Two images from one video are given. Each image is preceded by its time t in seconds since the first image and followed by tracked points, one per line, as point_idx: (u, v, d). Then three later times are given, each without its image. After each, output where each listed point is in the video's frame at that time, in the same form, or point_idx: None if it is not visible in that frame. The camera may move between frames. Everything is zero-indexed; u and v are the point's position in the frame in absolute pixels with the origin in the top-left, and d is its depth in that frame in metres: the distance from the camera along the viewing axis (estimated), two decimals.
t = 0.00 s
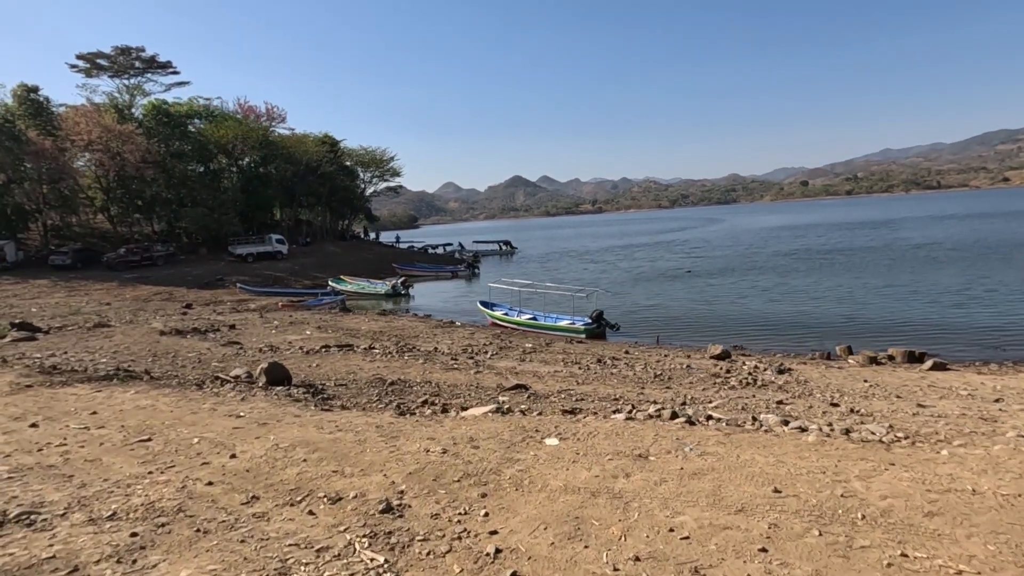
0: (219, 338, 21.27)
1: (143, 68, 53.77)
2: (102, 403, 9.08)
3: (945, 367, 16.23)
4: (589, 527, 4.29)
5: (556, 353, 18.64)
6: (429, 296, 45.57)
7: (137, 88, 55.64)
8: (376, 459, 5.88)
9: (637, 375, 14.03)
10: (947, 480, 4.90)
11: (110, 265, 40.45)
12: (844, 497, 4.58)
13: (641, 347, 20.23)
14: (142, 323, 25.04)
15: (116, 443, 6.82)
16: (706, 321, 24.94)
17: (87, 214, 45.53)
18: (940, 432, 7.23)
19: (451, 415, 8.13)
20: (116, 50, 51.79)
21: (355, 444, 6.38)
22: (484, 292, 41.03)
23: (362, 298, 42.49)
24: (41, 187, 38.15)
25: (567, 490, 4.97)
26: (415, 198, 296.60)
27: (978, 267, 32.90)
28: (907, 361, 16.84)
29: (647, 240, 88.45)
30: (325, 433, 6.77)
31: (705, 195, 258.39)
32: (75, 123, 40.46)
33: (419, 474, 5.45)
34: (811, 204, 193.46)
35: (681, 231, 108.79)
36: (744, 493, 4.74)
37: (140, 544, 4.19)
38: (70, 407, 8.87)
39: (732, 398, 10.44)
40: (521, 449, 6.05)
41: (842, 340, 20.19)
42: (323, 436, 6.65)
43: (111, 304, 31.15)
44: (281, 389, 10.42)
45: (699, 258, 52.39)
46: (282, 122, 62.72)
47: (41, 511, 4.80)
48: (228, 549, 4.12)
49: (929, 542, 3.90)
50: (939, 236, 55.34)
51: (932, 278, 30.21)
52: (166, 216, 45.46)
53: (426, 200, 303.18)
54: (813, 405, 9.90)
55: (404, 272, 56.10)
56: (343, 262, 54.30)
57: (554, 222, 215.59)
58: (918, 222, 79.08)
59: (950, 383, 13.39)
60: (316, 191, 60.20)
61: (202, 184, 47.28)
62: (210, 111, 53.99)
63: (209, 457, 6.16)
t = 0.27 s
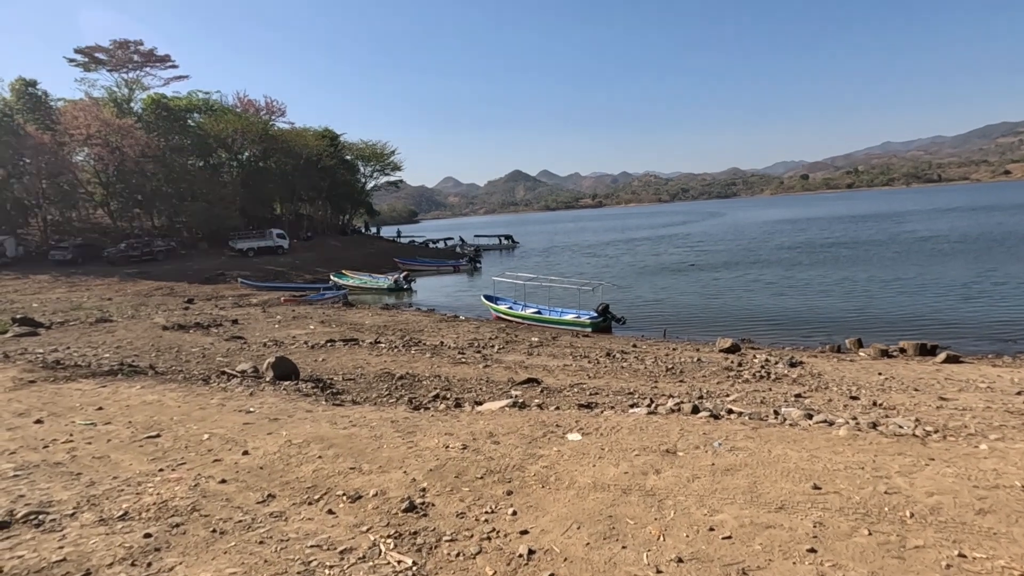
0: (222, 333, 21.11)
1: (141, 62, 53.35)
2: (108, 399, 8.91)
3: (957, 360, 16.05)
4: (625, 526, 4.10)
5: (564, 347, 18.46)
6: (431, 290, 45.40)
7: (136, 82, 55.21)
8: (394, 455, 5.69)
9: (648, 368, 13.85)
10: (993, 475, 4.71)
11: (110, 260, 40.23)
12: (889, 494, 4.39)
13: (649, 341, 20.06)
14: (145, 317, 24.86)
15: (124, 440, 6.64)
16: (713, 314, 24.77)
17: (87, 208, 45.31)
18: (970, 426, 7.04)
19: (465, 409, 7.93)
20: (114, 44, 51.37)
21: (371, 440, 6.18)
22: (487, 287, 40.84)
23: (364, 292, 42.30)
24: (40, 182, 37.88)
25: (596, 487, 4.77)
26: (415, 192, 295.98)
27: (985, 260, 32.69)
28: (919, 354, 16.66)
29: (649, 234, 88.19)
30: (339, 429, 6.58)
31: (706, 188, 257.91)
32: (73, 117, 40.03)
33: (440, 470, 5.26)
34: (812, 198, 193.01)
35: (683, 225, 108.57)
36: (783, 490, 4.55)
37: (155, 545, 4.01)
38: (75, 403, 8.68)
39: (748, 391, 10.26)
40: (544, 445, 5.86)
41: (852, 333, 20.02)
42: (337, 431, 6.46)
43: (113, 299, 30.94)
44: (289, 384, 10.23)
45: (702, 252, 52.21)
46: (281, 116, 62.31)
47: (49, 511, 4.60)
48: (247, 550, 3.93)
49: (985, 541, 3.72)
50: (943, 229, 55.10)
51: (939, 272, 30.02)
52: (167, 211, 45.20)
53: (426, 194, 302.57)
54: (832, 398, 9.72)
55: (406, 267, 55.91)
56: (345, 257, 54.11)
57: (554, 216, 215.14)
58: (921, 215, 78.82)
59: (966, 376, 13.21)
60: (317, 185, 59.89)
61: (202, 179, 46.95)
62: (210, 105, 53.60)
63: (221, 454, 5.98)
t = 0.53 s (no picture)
0: (226, 332, 20.85)
1: (141, 60, 53.01)
2: (116, 398, 8.67)
3: (975, 356, 15.78)
4: (677, 533, 3.84)
5: (574, 344, 18.20)
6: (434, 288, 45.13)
7: (136, 81, 54.88)
8: (420, 457, 5.42)
9: (663, 365, 13.58)
10: None
11: (111, 260, 39.97)
12: (957, 498, 4.11)
13: (659, 338, 19.81)
14: (147, 317, 24.59)
15: (135, 441, 6.39)
16: (721, 311, 24.50)
17: (88, 208, 45.03)
18: (1012, 424, 6.78)
19: (486, 408, 7.66)
20: (114, 42, 51.06)
21: (394, 440, 5.91)
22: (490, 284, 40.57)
23: (367, 291, 42.04)
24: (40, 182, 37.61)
25: (640, 490, 4.50)
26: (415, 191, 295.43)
27: (995, 256, 32.37)
28: (936, 349, 16.39)
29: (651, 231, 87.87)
30: (359, 429, 6.30)
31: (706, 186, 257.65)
32: (73, 116, 39.76)
33: (470, 473, 4.99)
34: (813, 194, 192.50)
35: (684, 222, 108.21)
36: (842, 492, 4.27)
37: (175, 556, 3.74)
38: (81, 403, 8.42)
39: (771, 389, 9.99)
40: (577, 445, 5.58)
41: (864, 329, 19.76)
42: (357, 431, 6.20)
43: (114, 298, 30.69)
44: (300, 382, 9.97)
45: (706, 249, 51.90)
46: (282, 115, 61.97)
47: (59, 518, 4.33)
48: (273, 562, 3.66)
49: None
50: (949, 225, 54.78)
51: (949, 268, 29.70)
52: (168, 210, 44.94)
53: (426, 193, 302.28)
54: (860, 395, 9.43)
55: (408, 265, 55.64)
56: (347, 256, 53.83)
57: (554, 214, 214.60)
58: (924, 211, 78.47)
59: (989, 372, 12.93)
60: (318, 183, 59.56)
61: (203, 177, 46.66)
62: (210, 103, 53.27)
63: (237, 456, 5.71)
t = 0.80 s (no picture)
0: (230, 330, 20.52)
1: (140, 56, 52.56)
2: (123, 398, 8.36)
3: (994, 354, 15.51)
4: (743, 544, 3.56)
5: (584, 342, 17.89)
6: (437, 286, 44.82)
7: (135, 78, 54.42)
8: (450, 459, 5.12)
9: (680, 364, 13.29)
10: None
11: (111, 257, 39.60)
12: None
13: (670, 336, 19.50)
14: (149, 314, 24.26)
15: (145, 443, 6.08)
16: (731, 309, 24.20)
17: (87, 205, 44.66)
18: None
19: (510, 408, 7.35)
20: (113, 39, 50.59)
21: (420, 442, 5.60)
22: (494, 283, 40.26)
23: (369, 289, 41.71)
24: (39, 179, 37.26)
25: (693, 497, 4.22)
26: (414, 189, 294.77)
27: (1004, 254, 32.10)
28: (953, 348, 16.11)
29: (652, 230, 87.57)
30: (381, 430, 5.99)
31: (706, 185, 257.34)
32: (73, 112, 39.36)
33: (507, 477, 4.69)
34: (813, 193, 192.21)
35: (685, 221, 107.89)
36: (913, 500, 4.00)
37: (201, 570, 3.45)
38: (87, 402, 8.11)
39: (797, 387, 9.68)
40: (615, 447, 5.29)
41: (878, 328, 19.48)
42: (380, 432, 5.89)
43: (115, 296, 30.32)
44: (311, 381, 9.66)
45: (710, 247, 51.59)
46: (283, 112, 61.55)
47: (70, 527, 4.03)
48: None
49: None
50: (954, 223, 54.53)
51: (959, 266, 29.41)
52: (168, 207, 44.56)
53: (425, 192, 301.65)
54: (891, 394, 9.13)
55: (410, 263, 55.30)
56: (348, 254, 53.49)
57: (553, 213, 214.19)
58: (926, 210, 78.14)
59: (1013, 371, 12.65)
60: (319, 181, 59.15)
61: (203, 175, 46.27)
62: (210, 100, 52.83)
63: (255, 458, 5.40)
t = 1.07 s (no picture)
0: (235, 330, 20.21)
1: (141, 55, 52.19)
2: (135, 401, 8.06)
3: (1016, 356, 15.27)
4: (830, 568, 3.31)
5: (597, 344, 17.61)
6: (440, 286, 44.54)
7: (136, 76, 54.05)
8: (491, 468, 4.85)
9: (699, 366, 13.02)
10: None
11: (112, 256, 39.25)
12: None
13: (682, 337, 19.24)
14: (153, 314, 23.95)
15: (164, 450, 5.79)
16: (741, 309, 23.93)
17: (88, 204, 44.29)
18: None
19: (540, 412, 7.07)
20: (113, 37, 50.21)
21: (455, 450, 5.31)
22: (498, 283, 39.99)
23: (372, 288, 41.43)
24: (39, 177, 36.90)
25: (762, 511, 3.95)
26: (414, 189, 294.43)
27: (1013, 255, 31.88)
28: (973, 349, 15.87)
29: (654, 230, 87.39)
30: (413, 437, 5.70)
31: (706, 185, 257.28)
32: (73, 110, 38.99)
33: (556, 489, 4.40)
34: (813, 194, 192.14)
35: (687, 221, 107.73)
36: (1002, 519, 3.75)
37: None
38: (99, 406, 7.81)
39: (828, 391, 9.41)
40: (665, 456, 5.01)
41: (893, 330, 19.23)
42: (412, 439, 5.60)
43: (117, 296, 30.00)
44: (328, 383, 9.37)
45: (714, 247, 51.36)
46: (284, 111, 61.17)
47: (94, 545, 3.75)
48: None
49: None
50: (959, 224, 54.35)
51: (969, 267, 29.18)
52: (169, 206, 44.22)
53: (425, 192, 301.30)
54: (926, 398, 8.86)
55: (412, 263, 55.02)
56: (351, 253, 53.20)
57: (553, 213, 213.98)
58: (929, 211, 77.97)
59: None
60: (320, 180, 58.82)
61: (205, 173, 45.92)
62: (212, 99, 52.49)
63: (283, 468, 5.11)
